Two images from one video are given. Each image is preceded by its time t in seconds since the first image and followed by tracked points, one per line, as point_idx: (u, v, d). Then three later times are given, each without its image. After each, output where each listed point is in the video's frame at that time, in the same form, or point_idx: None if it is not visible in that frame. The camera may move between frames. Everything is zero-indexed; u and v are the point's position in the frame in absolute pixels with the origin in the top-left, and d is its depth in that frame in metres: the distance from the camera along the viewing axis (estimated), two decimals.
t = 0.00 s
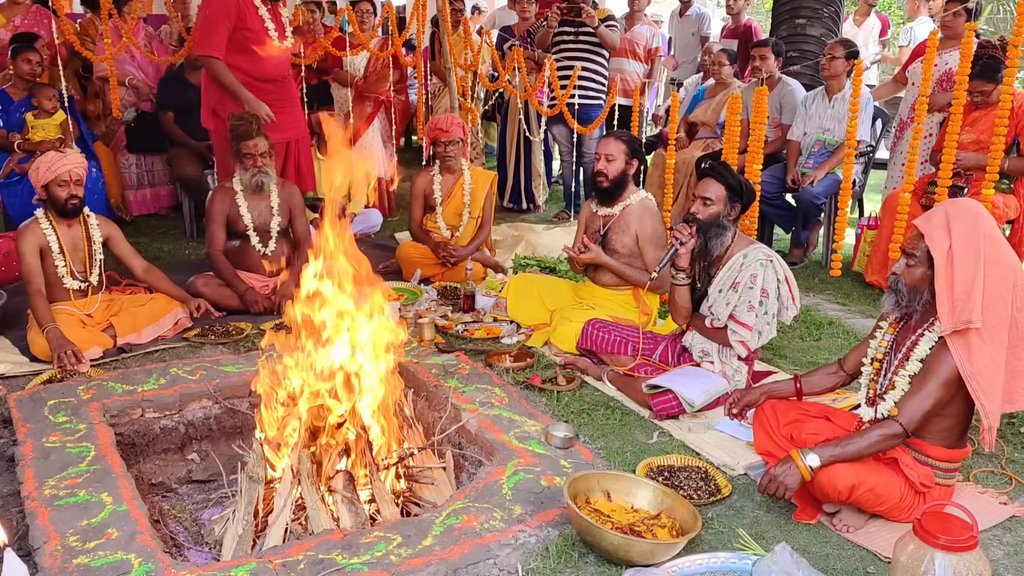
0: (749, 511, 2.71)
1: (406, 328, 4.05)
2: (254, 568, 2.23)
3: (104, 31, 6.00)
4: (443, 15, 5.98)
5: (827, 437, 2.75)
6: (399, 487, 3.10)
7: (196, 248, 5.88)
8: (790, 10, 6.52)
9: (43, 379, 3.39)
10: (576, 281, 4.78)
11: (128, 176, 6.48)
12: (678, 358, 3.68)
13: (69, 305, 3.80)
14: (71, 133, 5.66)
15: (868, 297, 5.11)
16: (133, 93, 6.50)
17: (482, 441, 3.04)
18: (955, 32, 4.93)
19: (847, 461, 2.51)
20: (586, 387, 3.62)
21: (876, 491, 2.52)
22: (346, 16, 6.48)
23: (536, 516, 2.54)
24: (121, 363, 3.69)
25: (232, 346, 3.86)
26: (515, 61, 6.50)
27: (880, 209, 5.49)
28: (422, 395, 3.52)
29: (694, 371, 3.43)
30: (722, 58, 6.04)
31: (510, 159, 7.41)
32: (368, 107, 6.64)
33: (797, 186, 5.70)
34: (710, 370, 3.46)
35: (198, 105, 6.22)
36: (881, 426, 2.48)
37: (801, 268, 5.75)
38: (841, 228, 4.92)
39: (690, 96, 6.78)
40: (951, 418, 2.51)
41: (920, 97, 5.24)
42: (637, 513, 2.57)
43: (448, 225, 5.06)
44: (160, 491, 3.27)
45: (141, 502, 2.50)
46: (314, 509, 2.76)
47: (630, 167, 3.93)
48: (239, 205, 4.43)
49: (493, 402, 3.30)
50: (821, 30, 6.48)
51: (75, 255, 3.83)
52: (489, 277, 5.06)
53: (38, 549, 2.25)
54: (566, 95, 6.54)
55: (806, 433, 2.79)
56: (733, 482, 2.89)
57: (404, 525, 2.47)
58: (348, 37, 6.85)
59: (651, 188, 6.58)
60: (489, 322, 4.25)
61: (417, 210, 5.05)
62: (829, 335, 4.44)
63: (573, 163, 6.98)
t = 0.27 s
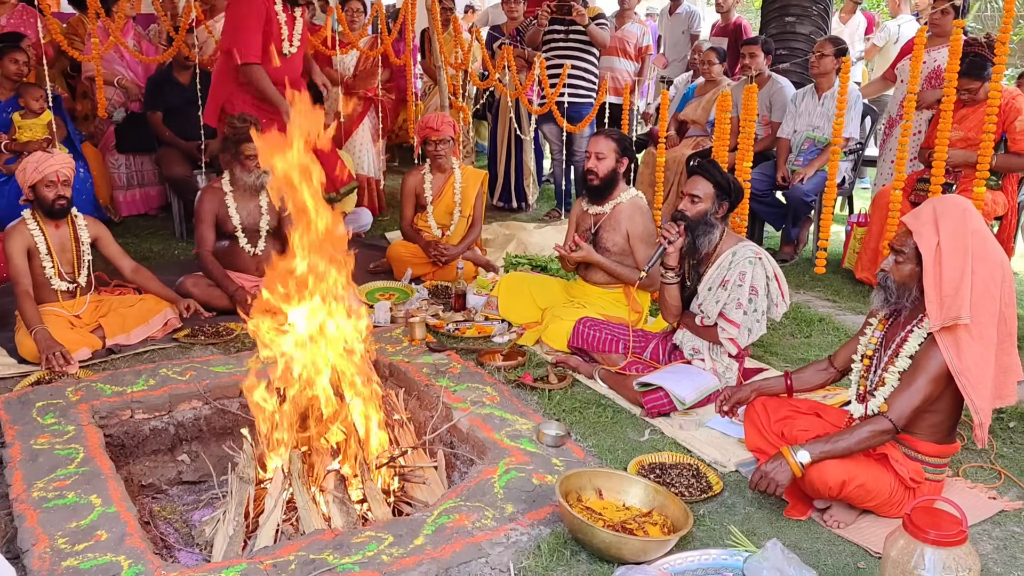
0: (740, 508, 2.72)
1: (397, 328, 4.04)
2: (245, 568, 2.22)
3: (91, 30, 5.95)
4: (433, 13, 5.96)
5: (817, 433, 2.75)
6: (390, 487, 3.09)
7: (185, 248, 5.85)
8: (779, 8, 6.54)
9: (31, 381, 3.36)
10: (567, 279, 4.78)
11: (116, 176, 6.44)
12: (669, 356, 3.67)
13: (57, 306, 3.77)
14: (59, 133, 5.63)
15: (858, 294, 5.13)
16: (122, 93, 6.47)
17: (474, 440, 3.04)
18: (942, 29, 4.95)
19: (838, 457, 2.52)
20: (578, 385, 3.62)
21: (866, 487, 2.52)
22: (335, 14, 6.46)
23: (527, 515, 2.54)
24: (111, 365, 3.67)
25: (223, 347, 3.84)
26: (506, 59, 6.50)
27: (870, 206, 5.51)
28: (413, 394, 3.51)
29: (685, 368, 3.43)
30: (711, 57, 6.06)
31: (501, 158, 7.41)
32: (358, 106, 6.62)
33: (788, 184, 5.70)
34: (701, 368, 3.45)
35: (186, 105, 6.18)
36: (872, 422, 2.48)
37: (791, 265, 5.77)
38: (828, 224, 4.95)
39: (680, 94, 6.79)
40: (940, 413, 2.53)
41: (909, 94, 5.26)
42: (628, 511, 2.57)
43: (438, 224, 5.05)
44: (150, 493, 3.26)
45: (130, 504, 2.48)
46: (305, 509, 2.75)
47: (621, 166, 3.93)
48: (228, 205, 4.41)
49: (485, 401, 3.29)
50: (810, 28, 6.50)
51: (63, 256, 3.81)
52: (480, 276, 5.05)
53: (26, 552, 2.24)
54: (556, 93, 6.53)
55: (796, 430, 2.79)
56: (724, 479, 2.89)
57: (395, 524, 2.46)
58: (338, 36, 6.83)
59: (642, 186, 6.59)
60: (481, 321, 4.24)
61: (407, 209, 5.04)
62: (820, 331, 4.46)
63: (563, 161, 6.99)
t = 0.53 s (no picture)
0: (729, 504, 2.73)
1: (386, 327, 4.03)
2: (234, 569, 2.22)
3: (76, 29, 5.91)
4: (421, 12, 5.95)
5: (806, 429, 2.77)
6: (380, 486, 3.08)
7: (173, 248, 5.83)
8: (766, 5, 6.56)
9: (17, 382, 3.34)
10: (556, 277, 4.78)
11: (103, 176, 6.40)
12: (658, 353, 3.68)
13: (43, 308, 3.75)
14: (45, 133, 5.59)
15: (846, 290, 5.15)
16: (108, 93, 6.43)
17: (463, 438, 3.04)
18: (929, 26, 4.97)
19: (826, 453, 2.53)
20: (567, 382, 3.63)
21: (854, 482, 2.54)
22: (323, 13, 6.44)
23: (517, 513, 2.54)
24: (98, 366, 3.65)
25: (211, 347, 3.83)
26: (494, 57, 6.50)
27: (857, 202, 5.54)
28: (403, 393, 3.51)
29: (674, 365, 3.44)
30: (699, 54, 6.07)
31: (490, 156, 7.41)
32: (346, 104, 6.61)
33: (777, 181, 5.72)
34: (690, 365, 3.46)
35: (173, 104, 6.15)
36: (859, 418, 2.50)
37: (780, 262, 5.79)
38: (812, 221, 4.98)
39: (669, 91, 6.81)
40: (927, 408, 2.54)
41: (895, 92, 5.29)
42: (618, 508, 2.57)
43: (428, 222, 5.05)
44: (138, 494, 3.25)
45: (118, 506, 2.47)
46: (294, 510, 2.74)
47: (609, 163, 3.93)
48: (216, 205, 4.42)
49: (474, 399, 3.29)
50: (797, 25, 6.52)
51: (48, 257, 3.78)
52: (470, 275, 5.05)
53: (13, 554, 2.22)
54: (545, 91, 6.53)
55: (785, 426, 2.80)
56: (713, 476, 2.90)
57: (385, 523, 2.46)
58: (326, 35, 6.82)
59: (631, 184, 6.60)
60: (470, 319, 4.23)
61: (397, 208, 5.03)
62: (808, 328, 4.48)
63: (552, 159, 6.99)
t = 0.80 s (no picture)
0: (720, 501, 2.74)
1: (377, 326, 4.03)
2: (224, 569, 2.21)
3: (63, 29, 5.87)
4: (410, 10, 5.94)
5: (796, 426, 2.78)
6: (372, 486, 3.08)
7: (163, 249, 5.80)
8: (755, 3, 6.57)
9: (5, 384, 3.32)
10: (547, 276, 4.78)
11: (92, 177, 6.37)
12: (649, 351, 3.72)
13: (32, 309, 3.73)
14: (32, 134, 5.55)
15: (836, 287, 5.18)
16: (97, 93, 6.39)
17: (455, 437, 3.04)
18: (917, 24, 4.99)
19: (816, 449, 2.54)
20: (559, 381, 3.63)
21: (844, 478, 2.55)
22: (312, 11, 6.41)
23: (508, 511, 2.54)
24: (87, 367, 3.63)
25: (201, 348, 3.82)
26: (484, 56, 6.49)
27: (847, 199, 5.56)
28: (394, 393, 3.50)
29: (665, 363, 3.44)
30: (689, 53, 6.08)
31: (481, 155, 7.40)
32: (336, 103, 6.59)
33: (766, 178, 5.74)
34: (681, 362, 3.46)
35: (161, 104, 6.12)
36: (848, 414, 2.51)
37: (771, 259, 5.81)
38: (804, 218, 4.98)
39: (659, 90, 6.82)
40: (916, 404, 2.55)
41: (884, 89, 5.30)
42: (609, 506, 2.58)
43: (419, 221, 5.04)
44: (128, 496, 3.25)
45: (107, 507, 2.46)
46: (285, 510, 2.73)
47: (599, 162, 3.94)
48: (205, 205, 4.37)
49: (465, 398, 3.30)
50: (787, 23, 6.53)
51: (36, 258, 3.76)
52: (461, 274, 5.05)
53: (1, 557, 2.21)
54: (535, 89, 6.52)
55: (775, 423, 2.82)
56: (704, 473, 2.91)
57: (376, 523, 2.46)
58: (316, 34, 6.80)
59: (621, 182, 6.61)
60: (461, 318, 4.23)
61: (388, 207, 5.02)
62: (798, 325, 4.50)
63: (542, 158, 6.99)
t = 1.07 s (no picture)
0: (713, 498, 2.74)
1: (371, 325, 4.02)
2: (217, 569, 2.21)
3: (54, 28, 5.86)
4: (402, 9, 5.94)
5: (788, 423, 2.78)
6: (365, 485, 3.07)
7: (155, 249, 5.79)
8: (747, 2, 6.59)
9: None
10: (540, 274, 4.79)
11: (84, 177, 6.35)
12: (642, 348, 3.70)
13: (23, 309, 3.71)
14: (23, 133, 5.53)
15: (828, 285, 5.19)
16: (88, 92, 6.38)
17: (448, 436, 3.04)
18: (907, 22, 5.00)
19: (808, 447, 2.55)
20: (552, 379, 3.64)
21: (836, 475, 2.56)
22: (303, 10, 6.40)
23: (501, 510, 2.54)
24: (79, 367, 3.62)
25: (193, 348, 3.81)
26: (476, 54, 6.50)
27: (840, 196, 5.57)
28: (387, 392, 3.50)
29: (658, 361, 3.44)
30: (682, 51, 6.08)
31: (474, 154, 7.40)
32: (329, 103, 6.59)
33: (758, 175, 5.75)
34: (674, 360, 3.48)
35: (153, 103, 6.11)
36: (840, 411, 2.52)
37: (764, 257, 5.82)
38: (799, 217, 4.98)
39: (652, 88, 6.83)
40: (908, 400, 2.57)
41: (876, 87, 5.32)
42: (602, 504, 2.58)
43: (412, 220, 5.03)
44: (121, 496, 3.23)
45: (99, 508, 2.45)
46: (278, 510, 2.73)
47: (592, 160, 3.94)
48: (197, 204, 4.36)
49: (459, 397, 3.30)
50: (779, 21, 6.55)
51: (27, 258, 3.75)
52: (454, 273, 5.05)
53: None
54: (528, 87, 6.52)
55: (768, 420, 2.82)
56: (697, 470, 2.92)
57: (369, 522, 2.45)
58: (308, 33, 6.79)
59: (614, 180, 6.62)
60: (455, 317, 4.23)
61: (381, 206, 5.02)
62: (791, 322, 4.51)
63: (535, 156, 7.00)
